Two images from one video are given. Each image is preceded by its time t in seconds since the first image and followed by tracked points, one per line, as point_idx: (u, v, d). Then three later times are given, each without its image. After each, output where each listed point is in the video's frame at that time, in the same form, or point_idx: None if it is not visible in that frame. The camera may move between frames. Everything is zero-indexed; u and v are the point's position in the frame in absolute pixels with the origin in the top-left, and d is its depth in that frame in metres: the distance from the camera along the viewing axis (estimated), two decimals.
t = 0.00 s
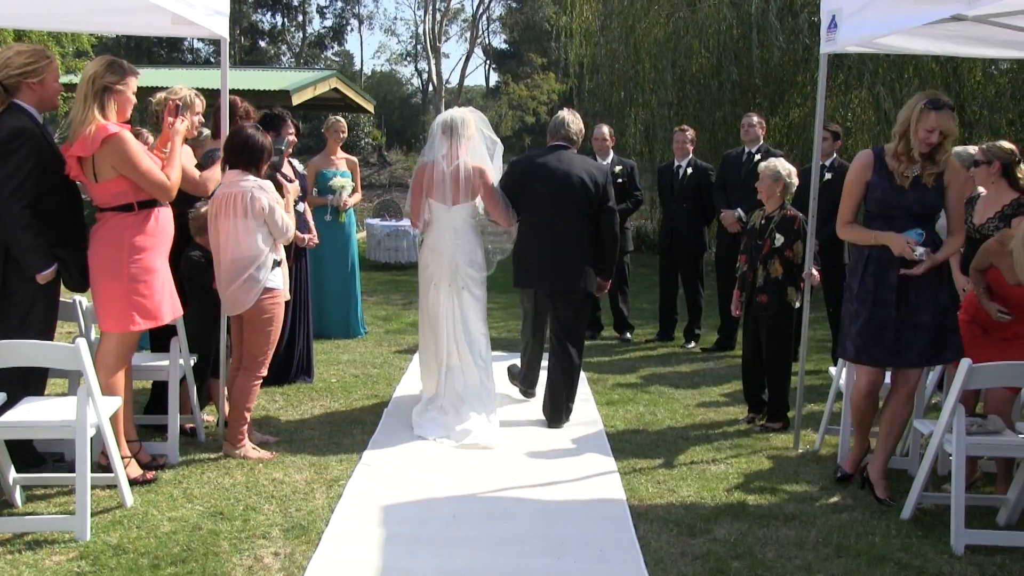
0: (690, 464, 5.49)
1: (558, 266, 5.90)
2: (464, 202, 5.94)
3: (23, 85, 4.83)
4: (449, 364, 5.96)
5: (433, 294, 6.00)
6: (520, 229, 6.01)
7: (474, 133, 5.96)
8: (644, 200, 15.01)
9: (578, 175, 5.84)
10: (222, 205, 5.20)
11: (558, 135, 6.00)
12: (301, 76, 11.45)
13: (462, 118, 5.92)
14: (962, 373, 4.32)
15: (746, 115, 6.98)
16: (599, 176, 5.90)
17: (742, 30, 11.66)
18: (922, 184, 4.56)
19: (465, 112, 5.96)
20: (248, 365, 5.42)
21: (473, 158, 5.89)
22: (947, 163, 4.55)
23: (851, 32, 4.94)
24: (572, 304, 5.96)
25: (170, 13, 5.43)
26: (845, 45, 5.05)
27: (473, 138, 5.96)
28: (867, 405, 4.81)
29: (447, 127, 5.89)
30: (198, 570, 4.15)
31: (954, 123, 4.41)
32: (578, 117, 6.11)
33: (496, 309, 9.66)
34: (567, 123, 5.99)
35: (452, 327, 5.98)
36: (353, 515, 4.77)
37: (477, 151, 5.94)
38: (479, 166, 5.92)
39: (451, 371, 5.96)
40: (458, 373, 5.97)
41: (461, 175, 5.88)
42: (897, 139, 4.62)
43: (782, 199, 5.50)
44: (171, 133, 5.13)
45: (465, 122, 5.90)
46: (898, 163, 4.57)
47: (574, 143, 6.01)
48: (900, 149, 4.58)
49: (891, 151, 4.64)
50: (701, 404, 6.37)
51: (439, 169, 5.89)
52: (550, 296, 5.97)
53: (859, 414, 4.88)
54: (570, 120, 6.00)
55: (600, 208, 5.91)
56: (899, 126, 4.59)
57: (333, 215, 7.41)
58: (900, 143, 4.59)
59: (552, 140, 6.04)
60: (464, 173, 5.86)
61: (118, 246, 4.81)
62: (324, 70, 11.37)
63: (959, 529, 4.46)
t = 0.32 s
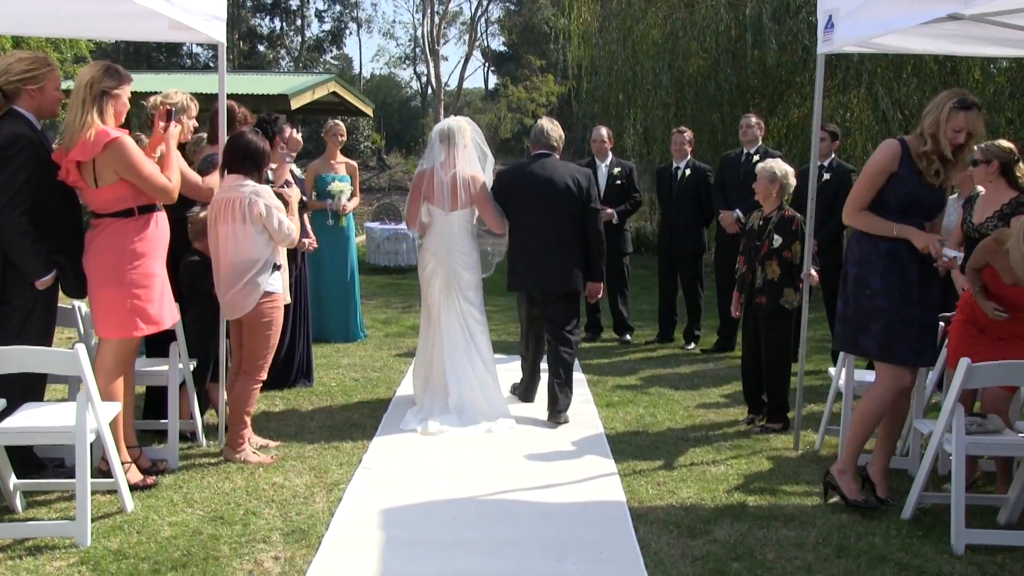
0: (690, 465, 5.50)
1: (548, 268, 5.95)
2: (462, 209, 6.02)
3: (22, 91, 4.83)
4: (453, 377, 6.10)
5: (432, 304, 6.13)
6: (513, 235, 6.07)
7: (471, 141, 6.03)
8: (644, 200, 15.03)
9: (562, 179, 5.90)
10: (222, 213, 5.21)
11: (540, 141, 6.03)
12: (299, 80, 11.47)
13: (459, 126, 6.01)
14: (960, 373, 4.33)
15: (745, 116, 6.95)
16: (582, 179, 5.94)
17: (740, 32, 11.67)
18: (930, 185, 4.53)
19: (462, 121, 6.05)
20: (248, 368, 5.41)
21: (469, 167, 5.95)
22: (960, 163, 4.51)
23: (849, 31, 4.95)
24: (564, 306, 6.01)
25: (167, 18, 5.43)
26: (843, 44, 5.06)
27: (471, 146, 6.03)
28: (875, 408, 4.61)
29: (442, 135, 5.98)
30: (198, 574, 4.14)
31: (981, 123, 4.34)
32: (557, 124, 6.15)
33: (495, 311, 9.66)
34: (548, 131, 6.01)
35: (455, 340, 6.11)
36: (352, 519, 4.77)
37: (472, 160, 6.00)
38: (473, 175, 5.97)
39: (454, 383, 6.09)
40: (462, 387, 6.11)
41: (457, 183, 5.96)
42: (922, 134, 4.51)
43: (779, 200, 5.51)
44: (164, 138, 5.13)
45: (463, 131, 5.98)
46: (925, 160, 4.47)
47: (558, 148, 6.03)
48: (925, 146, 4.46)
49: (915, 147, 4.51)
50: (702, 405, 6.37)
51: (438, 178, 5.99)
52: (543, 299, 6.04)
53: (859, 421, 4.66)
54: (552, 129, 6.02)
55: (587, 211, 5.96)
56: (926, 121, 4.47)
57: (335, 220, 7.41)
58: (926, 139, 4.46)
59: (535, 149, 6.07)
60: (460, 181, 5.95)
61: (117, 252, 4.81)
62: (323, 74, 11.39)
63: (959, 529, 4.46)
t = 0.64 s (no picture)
0: (691, 466, 5.50)
1: (542, 257, 6.31)
2: (461, 204, 6.30)
3: (23, 98, 4.83)
4: (454, 370, 6.38)
5: (432, 293, 6.42)
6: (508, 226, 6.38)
7: (468, 139, 6.29)
8: (645, 201, 15.03)
9: (554, 175, 6.27)
10: (218, 218, 5.21)
11: (529, 139, 6.38)
12: (297, 84, 11.48)
13: (458, 124, 6.26)
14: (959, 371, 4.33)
15: (745, 116, 6.95)
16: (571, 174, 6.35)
17: (738, 31, 11.69)
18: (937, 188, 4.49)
19: (460, 120, 6.31)
20: (262, 372, 5.45)
21: (469, 163, 6.23)
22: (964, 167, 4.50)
23: (846, 31, 4.95)
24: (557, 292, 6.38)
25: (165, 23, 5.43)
26: (838, 44, 5.06)
27: (470, 144, 6.31)
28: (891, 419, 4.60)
29: (441, 133, 6.22)
30: None
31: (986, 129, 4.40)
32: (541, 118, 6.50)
33: (496, 313, 9.65)
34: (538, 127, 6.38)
35: (456, 331, 6.41)
36: (353, 521, 4.77)
37: (470, 156, 6.27)
38: (473, 171, 6.28)
39: (455, 377, 6.37)
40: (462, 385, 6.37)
41: (458, 178, 6.24)
42: (932, 137, 4.42)
43: (778, 198, 5.50)
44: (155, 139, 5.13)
45: (463, 129, 6.24)
46: (942, 166, 4.41)
47: (548, 144, 6.39)
48: (939, 152, 4.40)
49: (928, 150, 4.41)
50: (702, 405, 6.36)
51: (439, 174, 6.24)
52: (539, 286, 6.38)
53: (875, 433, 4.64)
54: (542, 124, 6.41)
55: (576, 203, 6.36)
56: (938, 124, 4.39)
57: (332, 223, 7.42)
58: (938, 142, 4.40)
59: (525, 146, 6.41)
60: (460, 178, 6.23)
61: (117, 257, 4.80)
62: (322, 77, 11.39)
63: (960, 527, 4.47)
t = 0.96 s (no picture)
0: (692, 464, 5.49)
1: (543, 257, 6.34)
2: (462, 206, 6.30)
3: (18, 101, 4.81)
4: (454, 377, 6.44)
5: (432, 294, 6.42)
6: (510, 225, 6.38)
7: (469, 141, 6.29)
8: (646, 198, 15.01)
9: (558, 176, 6.31)
10: (216, 221, 5.21)
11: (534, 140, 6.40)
12: (297, 84, 11.45)
13: (460, 128, 6.28)
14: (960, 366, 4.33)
15: (745, 113, 6.93)
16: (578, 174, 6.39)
17: (736, 28, 11.68)
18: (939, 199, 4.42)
19: (462, 124, 6.34)
20: (263, 373, 5.47)
21: (470, 165, 6.23)
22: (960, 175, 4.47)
23: (845, 27, 4.94)
24: (558, 290, 6.46)
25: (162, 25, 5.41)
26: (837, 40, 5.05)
27: (472, 147, 6.31)
28: (885, 418, 4.62)
29: (444, 137, 6.23)
30: None
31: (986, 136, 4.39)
32: (546, 120, 6.52)
33: (497, 312, 9.63)
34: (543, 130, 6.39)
35: (455, 333, 6.42)
36: (353, 522, 4.75)
37: (472, 159, 6.28)
38: (475, 173, 6.26)
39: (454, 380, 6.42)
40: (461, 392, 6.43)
41: (459, 180, 6.22)
42: (944, 145, 4.30)
43: (778, 195, 5.50)
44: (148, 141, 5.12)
45: (466, 133, 6.26)
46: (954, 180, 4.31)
47: (552, 147, 6.39)
48: (952, 161, 4.29)
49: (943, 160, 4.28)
50: (704, 403, 6.35)
51: (441, 176, 6.23)
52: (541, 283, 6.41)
53: (870, 435, 4.67)
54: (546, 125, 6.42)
55: (578, 204, 6.40)
56: (952, 133, 4.28)
57: (333, 224, 7.39)
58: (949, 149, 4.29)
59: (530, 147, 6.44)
60: (462, 180, 6.21)
61: (115, 259, 4.78)
62: (321, 77, 11.37)
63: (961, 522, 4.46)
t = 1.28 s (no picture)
0: (694, 468, 5.34)
1: (549, 257, 6.30)
2: (461, 207, 6.25)
3: None
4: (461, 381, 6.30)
5: (439, 292, 6.35)
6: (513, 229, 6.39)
7: (471, 142, 6.21)
8: (645, 194, 14.83)
9: (567, 177, 6.28)
10: (200, 218, 5.13)
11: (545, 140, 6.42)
12: (288, 81, 11.27)
13: (459, 128, 6.20)
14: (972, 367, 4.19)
15: (746, 107, 6.79)
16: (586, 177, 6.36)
17: (736, 20, 11.52)
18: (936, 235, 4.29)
19: (463, 125, 6.26)
20: (249, 381, 5.35)
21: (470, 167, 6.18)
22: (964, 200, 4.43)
23: (849, 19, 4.79)
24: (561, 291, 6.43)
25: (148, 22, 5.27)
26: (840, 33, 4.90)
27: (474, 149, 6.25)
28: (898, 424, 4.60)
29: (444, 138, 6.16)
30: None
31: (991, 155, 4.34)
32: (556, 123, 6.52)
33: (494, 313, 9.47)
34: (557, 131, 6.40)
35: (460, 333, 6.35)
36: (346, 529, 4.60)
37: (475, 162, 6.24)
38: (477, 176, 6.21)
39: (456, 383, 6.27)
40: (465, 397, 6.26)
41: (461, 183, 6.17)
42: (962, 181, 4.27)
43: (780, 190, 5.36)
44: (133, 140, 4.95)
45: (467, 134, 6.18)
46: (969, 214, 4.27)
47: (564, 148, 6.42)
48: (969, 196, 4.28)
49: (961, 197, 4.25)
50: (706, 404, 6.19)
51: (442, 179, 6.18)
52: (546, 282, 6.39)
53: (881, 440, 4.63)
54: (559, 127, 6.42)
55: (586, 205, 6.37)
56: (971, 168, 4.24)
57: (323, 224, 7.25)
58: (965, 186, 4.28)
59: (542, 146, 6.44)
60: (464, 183, 6.15)
61: (100, 262, 4.62)
62: (313, 74, 11.18)
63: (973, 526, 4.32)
